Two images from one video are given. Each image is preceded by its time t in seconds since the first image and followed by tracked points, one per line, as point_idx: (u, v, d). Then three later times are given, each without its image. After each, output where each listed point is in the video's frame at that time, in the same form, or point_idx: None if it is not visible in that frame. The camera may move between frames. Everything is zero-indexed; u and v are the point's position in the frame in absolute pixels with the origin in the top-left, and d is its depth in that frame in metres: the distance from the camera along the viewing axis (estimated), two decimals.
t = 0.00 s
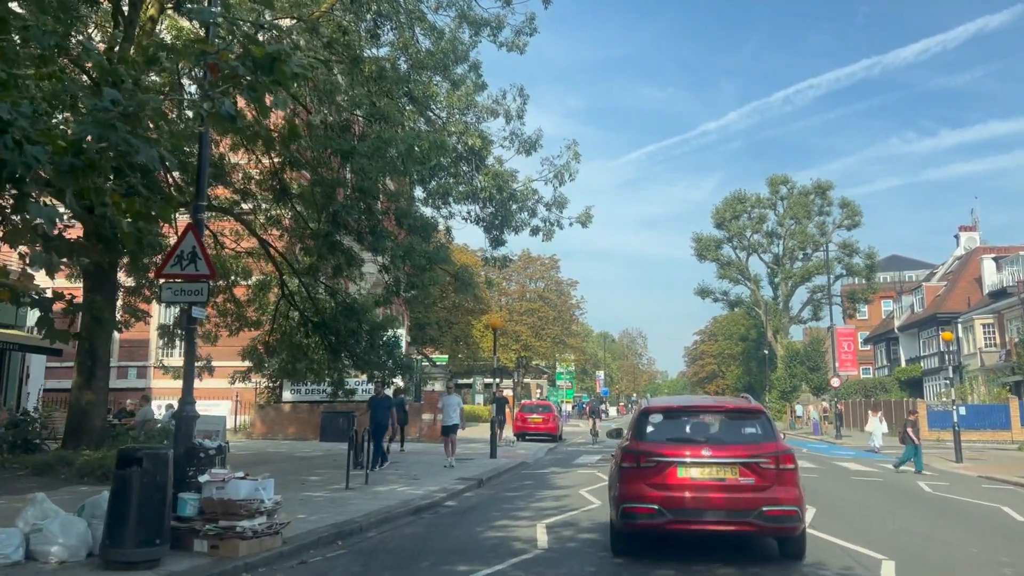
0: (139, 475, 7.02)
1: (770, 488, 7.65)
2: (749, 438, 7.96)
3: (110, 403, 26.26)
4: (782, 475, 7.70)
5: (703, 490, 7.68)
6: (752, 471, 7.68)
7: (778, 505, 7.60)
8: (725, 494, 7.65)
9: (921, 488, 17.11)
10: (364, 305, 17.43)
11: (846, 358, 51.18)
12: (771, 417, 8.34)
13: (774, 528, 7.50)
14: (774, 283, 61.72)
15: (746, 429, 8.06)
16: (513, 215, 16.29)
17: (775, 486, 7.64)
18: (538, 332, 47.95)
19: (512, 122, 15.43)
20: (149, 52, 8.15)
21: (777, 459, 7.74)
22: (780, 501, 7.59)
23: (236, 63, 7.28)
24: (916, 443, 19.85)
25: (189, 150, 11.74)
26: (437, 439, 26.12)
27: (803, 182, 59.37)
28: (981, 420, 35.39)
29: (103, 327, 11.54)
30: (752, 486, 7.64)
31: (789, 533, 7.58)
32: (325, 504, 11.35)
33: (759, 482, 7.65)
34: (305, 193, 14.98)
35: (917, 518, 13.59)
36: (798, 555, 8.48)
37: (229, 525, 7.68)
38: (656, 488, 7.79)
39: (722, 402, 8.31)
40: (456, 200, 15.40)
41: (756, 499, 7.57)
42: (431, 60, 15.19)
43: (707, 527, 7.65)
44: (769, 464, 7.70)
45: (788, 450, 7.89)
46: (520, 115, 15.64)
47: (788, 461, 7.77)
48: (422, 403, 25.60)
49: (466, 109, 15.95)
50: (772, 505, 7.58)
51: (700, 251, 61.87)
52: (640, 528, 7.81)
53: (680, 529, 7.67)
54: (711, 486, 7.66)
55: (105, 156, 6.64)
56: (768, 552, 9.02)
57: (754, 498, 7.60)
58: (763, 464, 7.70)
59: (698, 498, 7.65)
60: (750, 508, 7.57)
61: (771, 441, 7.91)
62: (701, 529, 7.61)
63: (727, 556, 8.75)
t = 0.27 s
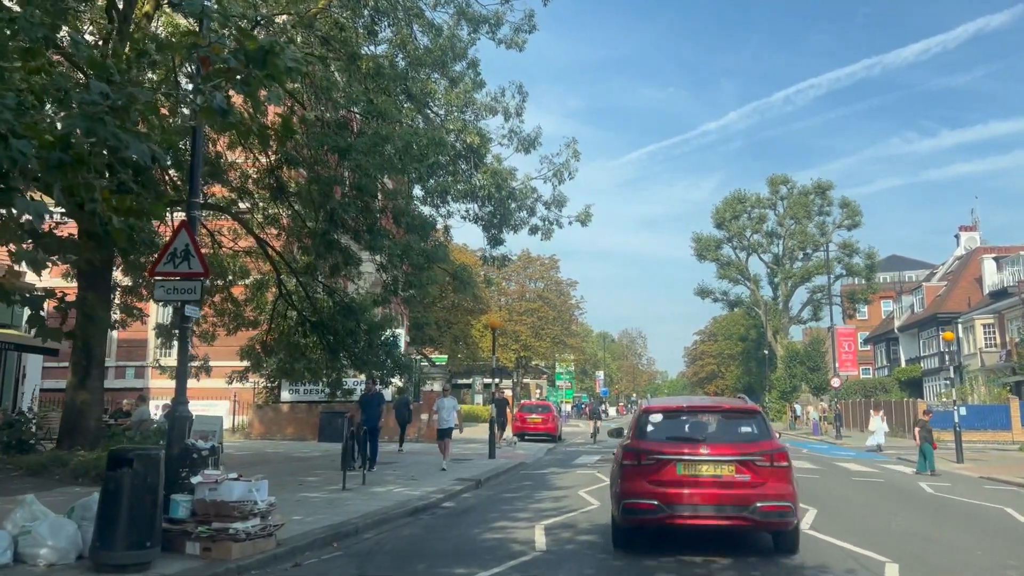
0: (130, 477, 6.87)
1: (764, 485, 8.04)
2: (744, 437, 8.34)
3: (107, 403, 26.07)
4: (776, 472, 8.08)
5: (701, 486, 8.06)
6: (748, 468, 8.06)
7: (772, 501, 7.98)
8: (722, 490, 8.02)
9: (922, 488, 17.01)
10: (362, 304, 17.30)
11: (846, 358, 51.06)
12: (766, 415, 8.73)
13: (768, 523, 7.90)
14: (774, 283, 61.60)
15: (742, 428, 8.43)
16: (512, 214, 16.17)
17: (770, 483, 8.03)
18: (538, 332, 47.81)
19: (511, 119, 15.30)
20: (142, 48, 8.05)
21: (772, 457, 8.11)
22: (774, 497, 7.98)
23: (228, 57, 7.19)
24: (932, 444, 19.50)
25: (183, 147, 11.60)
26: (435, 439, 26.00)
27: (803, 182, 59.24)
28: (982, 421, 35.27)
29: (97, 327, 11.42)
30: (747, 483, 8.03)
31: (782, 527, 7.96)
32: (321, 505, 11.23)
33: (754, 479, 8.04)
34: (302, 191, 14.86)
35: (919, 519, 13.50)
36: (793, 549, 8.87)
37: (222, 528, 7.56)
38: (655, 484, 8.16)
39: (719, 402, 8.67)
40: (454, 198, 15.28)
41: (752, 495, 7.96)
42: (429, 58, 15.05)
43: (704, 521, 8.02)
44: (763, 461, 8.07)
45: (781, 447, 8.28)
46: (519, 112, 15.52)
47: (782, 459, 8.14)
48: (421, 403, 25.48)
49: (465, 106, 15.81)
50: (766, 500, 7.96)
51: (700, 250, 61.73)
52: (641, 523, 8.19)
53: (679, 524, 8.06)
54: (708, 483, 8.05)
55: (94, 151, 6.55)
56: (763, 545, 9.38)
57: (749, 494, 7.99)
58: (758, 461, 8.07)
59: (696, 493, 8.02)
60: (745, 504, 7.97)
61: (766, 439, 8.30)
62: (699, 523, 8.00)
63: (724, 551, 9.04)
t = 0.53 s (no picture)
0: (118, 479, 6.72)
1: (761, 482, 8.33)
2: (741, 437, 8.62)
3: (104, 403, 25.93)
4: (772, 470, 8.37)
5: (701, 484, 8.33)
6: (745, 466, 8.34)
7: (769, 498, 8.27)
8: (721, 487, 8.30)
9: (925, 489, 16.86)
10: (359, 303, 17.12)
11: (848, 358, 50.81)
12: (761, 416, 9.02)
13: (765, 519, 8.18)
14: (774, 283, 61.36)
15: (739, 427, 8.74)
16: (511, 213, 16.01)
17: (766, 480, 8.31)
18: (538, 332, 47.67)
19: (510, 117, 15.15)
20: (133, 42, 7.90)
21: (768, 455, 8.41)
22: (771, 495, 8.27)
23: (219, 49, 7.01)
24: (951, 446, 19.19)
25: (176, 142, 11.43)
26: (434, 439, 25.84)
27: (804, 182, 59.08)
28: (985, 422, 35.14)
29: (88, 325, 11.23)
30: (745, 480, 8.31)
31: (779, 523, 8.26)
32: (316, 507, 11.08)
33: (751, 477, 8.32)
34: (299, 189, 14.73)
35: (922, 519, 13.36)
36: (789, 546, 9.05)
37: (213, 530, 7.39)
38: (657, 482, 8.42)
39: (717, 403, 8.95)
40: (452, 196, 15.11)
41: (749, 492, 8.24)
42: (427, 55, 14.94)
43: (704, 518, 8.30)
44: (761, 460, 8.37)
45: (777, 447, 8.57)
46: (518, 109, 15.36)
47: (778, 457, 8.43)
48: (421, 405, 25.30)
49: (463, 103, 15.66)
50: (764, 497, 8.25)
51: (700, 250, 61.56)
52: (643, 519, 8.45)
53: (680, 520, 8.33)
54: (707, 480, 8.32)
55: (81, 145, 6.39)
56: (761, 541, 9.58)
57: (747, 491, 8.27)
58: (756, 459, 8.37)
59: (696, 490, 8.30)
60: (744, 501, 8.25)
61: (762, 438, 8.59)
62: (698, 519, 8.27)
63: (721, 545, 9.27)
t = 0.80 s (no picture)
0: (105, 481, 6.56)
1: (758, 480, 8.62)
2: (739, 437, 8.91)
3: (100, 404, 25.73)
4: (769, 468, 8.67)
5: (700, 482, 8.63)
6: (743, 465, 8.63)
7: (765, 495, 8.56)
8: (719, 485, 8.59)
9: (927, 491, 16.75)
10: (357, 303, 17.02)
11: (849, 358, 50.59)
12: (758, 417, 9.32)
13: (761, 515, 8.48)
14: (775, 284, 61.10)
15: (736, 427, 9.04)
16: (509, 212, 15.88)
17: (763, 479, 8.61)
18: (538, 333, 47.49)
19: (510, 115, 14.99)
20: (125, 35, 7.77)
21: (765, 454, 8.70)
22: (767, 492, 8.57)
23: (210, 41, 6.88)
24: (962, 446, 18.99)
25: (169, 138, 11.29)
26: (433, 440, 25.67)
27: (805, 182, 58.92)
28: (987, 423, 34.99)
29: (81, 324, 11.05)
30: (743, 479, 8.60)
31: (775, 519, 8.54)
32: (312, 508, 10.94)
33: (748, 475, 8.61)
34: (297, 187, 14.59)
35: (925, 521, 13.23)
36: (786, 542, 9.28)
37: (205, 534, 7.24)
38: (657, 480, 8.70)
39: (716, 404, 9.24)
40: (450, 195, 14.98)
41: (747, 490, 8.53)
42: (425, 52, 14.79)
43: (703, 514, 8.59)
44: (757, 458, 8.66)
45: (773, 446, 8.87)
46: (517, 107, 15.20)
47: (774, 456, 8.73)
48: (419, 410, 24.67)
49: (461, 100, 15.45)
50: (760, 494, 8.54)
51: (701, 250, 61.38)
52: (644, 515, 8.73)
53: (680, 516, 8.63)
54: (706, 478, 8.61)
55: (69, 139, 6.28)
56: (759, 538, 9.68)
57: (744, 489, 8.56)
58: (753, 458, 8.66)
59: (695, 488, 8.59)
60: (741, 498, 8.53)
61: (759, 438, 8.89)
62: (698, 516, 8.57)
63: (720, 540, 9.49)
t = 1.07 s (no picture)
0: (94, 482, 6.44)
1: (756, 478, 8.55)
2: (737, 436, 8.84)
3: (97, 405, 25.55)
4: (767, 467, 8.60)
5: (698, 480, 8.56)
6: (740, 463, 8.57)
7: (763, 493, 8.49)
8: (717, 483, 8.52)
9: (929, 492, 16.62)
10: (355, 302, 16.88)
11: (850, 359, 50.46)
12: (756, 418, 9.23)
13: (759, 513, 8.40)
14: (775, 284, 60.96)
15: (735, 427, 8.95)
16: (508, 210, 15.77)
17: (760, 477, 8.54)
18: (537, 333, 47.38)
19: (509, 113, 14.86)
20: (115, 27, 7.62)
21: (762, 453, 8.61)
22: (765, 490, 8.49)
23: (202, 34, 6.76)
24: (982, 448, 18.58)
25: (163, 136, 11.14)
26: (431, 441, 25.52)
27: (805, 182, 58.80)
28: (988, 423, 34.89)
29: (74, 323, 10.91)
30: (740, 477, 8.52)
31: (771, 516, 8.47)
32: (307, 510, 10.80)
33: (746, 473, 8.54)
34: (294, 186, 14.51)
35: (928, 522, 13.10)
36: (783, 538, 9.37)
37: (196, 536, 7.10)
38: (656, 478, 8.64)
39: (715, 405, 9.17)
40: (449, 194, 14.86)
41: (744, 488, 8.46)
42: (422, 49, 14.65)
43: (701, 513, 8.51)
44: (754, 457, 8.58)
45: (771, 446, 8.79)
46: (516, 105, 15.08)
47: (772, 455, 8.65)
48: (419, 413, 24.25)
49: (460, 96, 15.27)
50: (758, 492, 8.47)
51: (701, 251, 61.25)
52: (643, 513, 8.66)
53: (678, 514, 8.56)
54: (704, 476, 8.54)
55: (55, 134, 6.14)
56: (756, 536, 9.67)
57: (742, 487, 8.49)
58: (750, 457, 8.58)
59: (694, 486, 8.51)
60: (738, 495, 8.47)
61: (757, 438, 8.82)
62: (696, 514, 8.49)
63: (718, 536, 9.57)
